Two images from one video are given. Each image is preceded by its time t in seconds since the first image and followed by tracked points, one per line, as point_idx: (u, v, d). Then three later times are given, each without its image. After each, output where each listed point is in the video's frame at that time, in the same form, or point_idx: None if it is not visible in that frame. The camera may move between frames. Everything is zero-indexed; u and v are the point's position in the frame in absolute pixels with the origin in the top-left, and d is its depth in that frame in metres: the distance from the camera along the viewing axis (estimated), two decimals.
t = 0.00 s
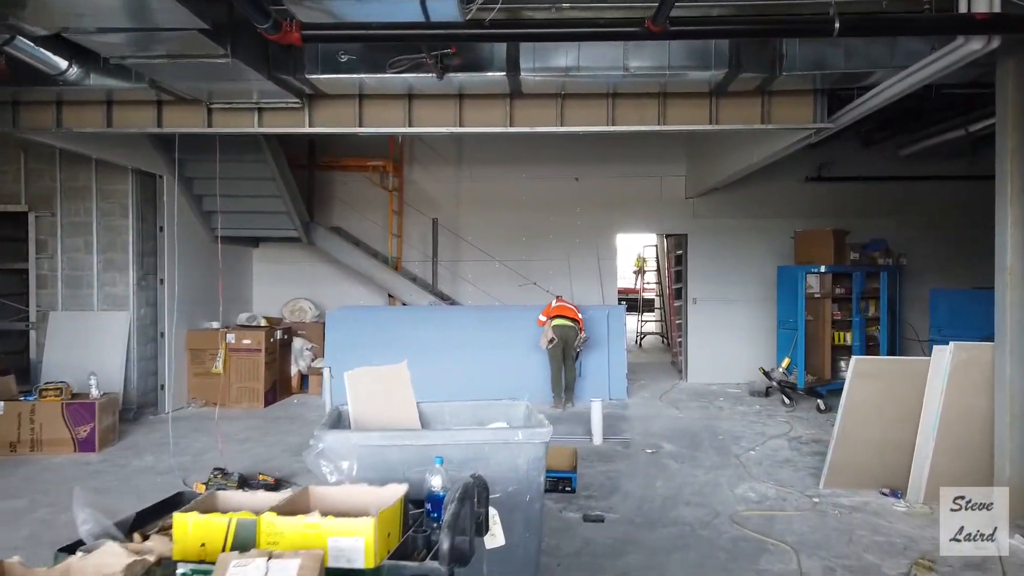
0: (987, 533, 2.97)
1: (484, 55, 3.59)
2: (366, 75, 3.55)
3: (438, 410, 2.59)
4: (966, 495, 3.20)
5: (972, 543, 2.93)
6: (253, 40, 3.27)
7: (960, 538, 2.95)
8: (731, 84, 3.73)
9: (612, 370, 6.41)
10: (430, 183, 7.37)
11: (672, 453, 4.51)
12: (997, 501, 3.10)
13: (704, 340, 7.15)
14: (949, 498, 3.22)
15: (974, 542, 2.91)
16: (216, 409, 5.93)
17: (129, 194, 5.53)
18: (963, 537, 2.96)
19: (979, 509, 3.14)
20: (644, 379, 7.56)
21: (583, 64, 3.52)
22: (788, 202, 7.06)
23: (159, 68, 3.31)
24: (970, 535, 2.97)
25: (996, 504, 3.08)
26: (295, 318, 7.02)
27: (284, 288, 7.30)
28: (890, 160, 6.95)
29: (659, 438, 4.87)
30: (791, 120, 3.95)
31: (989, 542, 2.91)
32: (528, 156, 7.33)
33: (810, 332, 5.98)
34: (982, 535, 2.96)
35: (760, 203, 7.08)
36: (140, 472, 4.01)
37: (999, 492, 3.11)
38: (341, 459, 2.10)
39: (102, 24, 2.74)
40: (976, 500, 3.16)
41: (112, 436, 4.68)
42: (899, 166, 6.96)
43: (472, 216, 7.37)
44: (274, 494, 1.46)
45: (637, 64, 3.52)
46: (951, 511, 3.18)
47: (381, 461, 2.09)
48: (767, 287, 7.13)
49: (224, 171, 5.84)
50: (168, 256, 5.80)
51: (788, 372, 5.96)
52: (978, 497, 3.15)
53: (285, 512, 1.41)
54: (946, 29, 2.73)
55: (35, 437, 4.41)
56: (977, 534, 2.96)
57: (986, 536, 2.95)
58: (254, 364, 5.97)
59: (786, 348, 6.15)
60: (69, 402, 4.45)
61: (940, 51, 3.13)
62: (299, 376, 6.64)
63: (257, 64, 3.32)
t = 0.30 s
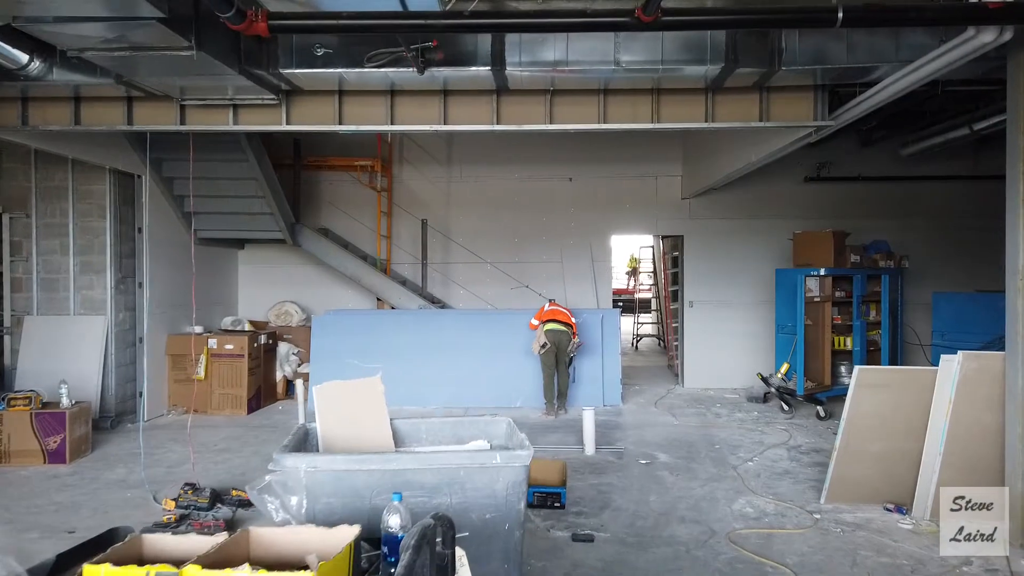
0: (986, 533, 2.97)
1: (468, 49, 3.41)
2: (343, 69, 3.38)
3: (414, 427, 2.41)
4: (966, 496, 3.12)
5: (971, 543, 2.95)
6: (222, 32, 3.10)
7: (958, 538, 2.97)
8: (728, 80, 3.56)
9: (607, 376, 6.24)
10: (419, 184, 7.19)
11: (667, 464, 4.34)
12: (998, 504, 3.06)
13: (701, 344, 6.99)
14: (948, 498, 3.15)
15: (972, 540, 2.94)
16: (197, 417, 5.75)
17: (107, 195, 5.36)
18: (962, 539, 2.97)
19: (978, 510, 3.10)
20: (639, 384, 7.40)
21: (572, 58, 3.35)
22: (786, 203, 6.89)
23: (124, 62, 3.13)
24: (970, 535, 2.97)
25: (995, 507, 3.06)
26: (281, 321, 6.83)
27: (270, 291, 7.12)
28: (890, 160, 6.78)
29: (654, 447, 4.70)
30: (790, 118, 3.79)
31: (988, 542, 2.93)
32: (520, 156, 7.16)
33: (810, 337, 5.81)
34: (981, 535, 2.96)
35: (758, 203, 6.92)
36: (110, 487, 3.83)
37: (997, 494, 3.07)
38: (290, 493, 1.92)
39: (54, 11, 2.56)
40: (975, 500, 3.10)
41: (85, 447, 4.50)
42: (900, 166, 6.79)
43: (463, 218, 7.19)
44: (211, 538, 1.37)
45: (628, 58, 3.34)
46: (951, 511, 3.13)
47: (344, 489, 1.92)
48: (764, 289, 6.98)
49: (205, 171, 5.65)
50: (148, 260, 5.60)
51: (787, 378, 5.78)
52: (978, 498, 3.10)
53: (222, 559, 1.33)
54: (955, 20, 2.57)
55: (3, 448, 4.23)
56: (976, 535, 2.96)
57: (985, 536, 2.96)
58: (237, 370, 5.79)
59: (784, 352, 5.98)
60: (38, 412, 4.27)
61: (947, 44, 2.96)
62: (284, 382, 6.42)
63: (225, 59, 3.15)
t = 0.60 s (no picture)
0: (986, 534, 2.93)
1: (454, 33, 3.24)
2: (322, 55, 3.21)
3: (391, 434, 2.23)
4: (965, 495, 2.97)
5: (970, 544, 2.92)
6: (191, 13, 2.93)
7: (957, 537, 2.93)
8: (727, 67, 3.39)
9: (602, 378, 6.07)
10: (410, 181, 7.00)
11: (663, 470, 4.17)
12: (999, 505, 2.96)
13: (698, 345, 6.83)
14: (949, 496, 2.99)
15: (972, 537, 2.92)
16: (179, 420, 5.56)
17: (85, 191, 5.14)
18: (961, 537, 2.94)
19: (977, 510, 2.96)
20: (635, 386, 7.22)
21: (564, 43, 3.18)
22: (786, 200, 6.73)
23: (88, 44, 2.95)
24: (969, 535, 2.93)
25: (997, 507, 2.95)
26: (268, 322, 6.66)
27: (257, 290, 6.93)
28: (893, 156, 6.62)
29: (649, 452, 4.53)
30: (793, 109, 3.62)
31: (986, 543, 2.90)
32: (514, 152, 6.99)
33: (811, 338, 5.63)
34: (981, 535, 2.92)
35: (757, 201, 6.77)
36: (79, 495, 3.65)
37: (1000, 493, 2.96)
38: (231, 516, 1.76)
39: None
40: (976, 501, 2.97)
41: (57, 453, 4.31)
42: (903, 163, 6.63)
43: (455, 216, 7.01)
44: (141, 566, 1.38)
45: (623, 43, 3.17)
46: (950, 511, 2.98)
47: (308, 504, 1.74)
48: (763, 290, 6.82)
49: (186, 165, 5.46)
50: (127, 258, 5.35)
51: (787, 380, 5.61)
52: (978, 497, 2.97)
53: None
54: None
55: None
56: (975, 534, 2.92)
57: (985, 536, 2.92)
58: (219, 372, 5.60)
59: (784, 353, 5.79)
60: (6, 415, 4.08)
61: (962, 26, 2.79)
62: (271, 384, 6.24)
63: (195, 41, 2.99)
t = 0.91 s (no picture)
0: (987, 532, 2.84)
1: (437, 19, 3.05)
2: (297, 42, 3.03)
3: (361, 452, 2.03)
4: (966, 497, 2.82)
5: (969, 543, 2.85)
6: None
7: (958, 538, 2.85)
8: (726, 57, 3.21)
9: (595, 382, 5.88)
10: (399, 179, 6.81)
11: (658, 480, 3.99)
12: (999, 505, 2.83)
13: (694, 349, 6.66)
14: (949, 497, 2.84)
15: (972, 537, 2.85)
16: (156, 426, 5.36)
17: (57, 188, 4.89)
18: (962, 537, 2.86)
19: (977, 510, 2.83)
20: (630, 390, 7.04)
21: (553, 29, 2.99)
22: (784, 200, 6.57)
23: (43, 28, 2.74)
24: (969, 534, 2.85)
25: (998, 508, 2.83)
26: (251, 323, 6.43)
27: (241, 291, 6.73)
28: (894, 155, 6.45)
29: (644, 461, 4.35)
30: (796, 102, 3.45)
31: (988, 543, 2.84)
32: (505, 149, 6.80)
33: (811, 342, 5.46)
34: (981, 535, 2.84)
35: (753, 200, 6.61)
36: (41, 510, 3.44)
37: (1000, 494, 2.83)
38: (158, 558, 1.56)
39: None
40: (976, 501, 2.83)
41: (22, 464, 4.10)
42: (904, 161, 6.46)
43: (444, 214, 6.81)
44: None
45: (616, 31, 2.99)
46: (950, 511, 2.84)
47: (261, 538, 1.55)
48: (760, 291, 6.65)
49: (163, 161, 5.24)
50: (100, 258, 5.10)
51: (786, 385, 5.44)
52: (979, 497, 2.83)
53: None
54: None
55: None
56: (976, 534, 2.84)
57: (985, 536, 2.84)
58: (198, 376, 5.39)
59: (783, 356, 5.61)
60: None
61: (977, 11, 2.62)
62: (253, 389, 6.05)
63: (158, 25, 2.79)
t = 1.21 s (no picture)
0: (987, 533, 2.72)
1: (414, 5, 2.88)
2: (266, 28, 2.87)
3: (322, 471, 1.86)
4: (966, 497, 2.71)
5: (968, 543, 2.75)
6: None
7: (956, 537, 2.75)
8: (719, 47, 3.06)
9: (585, 386, 5.72)
10: (384, 177, 6.63)
11: (649, 489, 3.83)
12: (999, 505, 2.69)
13: (687, 351, 6.51)
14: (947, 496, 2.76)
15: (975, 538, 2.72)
16: (129, 433, 5.17)
17: (26, 186, 4.65)
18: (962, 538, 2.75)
19: (977, 510, 2.71)
20: (621, 394, 6.88)
21: (536, 16, 2.83)
22: (778, 199, 6.44)
23: None
24: (969, 534, 2.73)
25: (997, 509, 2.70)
26: (230, 325, 6.23)
27: (221, 293, 6.55)
28: (891, 153, 6.32)
29: (634, 469, 4.19)
30: (791, 95, 3.30)
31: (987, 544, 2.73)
32: (493, 147, 6.64)
33: (806, 345, 5.33)
34: (981, 535, 2.72)
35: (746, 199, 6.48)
36: None
37: (999, 494, 2.68)
38: None
39: None
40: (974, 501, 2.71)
41: None
42: (901, 160, 6.33)
43: (431, 213, 6.64)
44: None
45: (602, 18, 2.83)
46: (951, 511, 2.75)
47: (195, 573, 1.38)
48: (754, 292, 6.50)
49: (135, 158, 5.05)
50: (69, 256, 4.90)
51: (781, 389, 5.31)
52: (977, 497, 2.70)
53: None
54: None
55: None
56: (975, 534, 2.73)
57: (985, 536, 2.73)
58: (173, 381, 5.22)
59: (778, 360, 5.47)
60: None
61: None
62: (232, 393, 5.88)
63: (114, 9, 2.62)
